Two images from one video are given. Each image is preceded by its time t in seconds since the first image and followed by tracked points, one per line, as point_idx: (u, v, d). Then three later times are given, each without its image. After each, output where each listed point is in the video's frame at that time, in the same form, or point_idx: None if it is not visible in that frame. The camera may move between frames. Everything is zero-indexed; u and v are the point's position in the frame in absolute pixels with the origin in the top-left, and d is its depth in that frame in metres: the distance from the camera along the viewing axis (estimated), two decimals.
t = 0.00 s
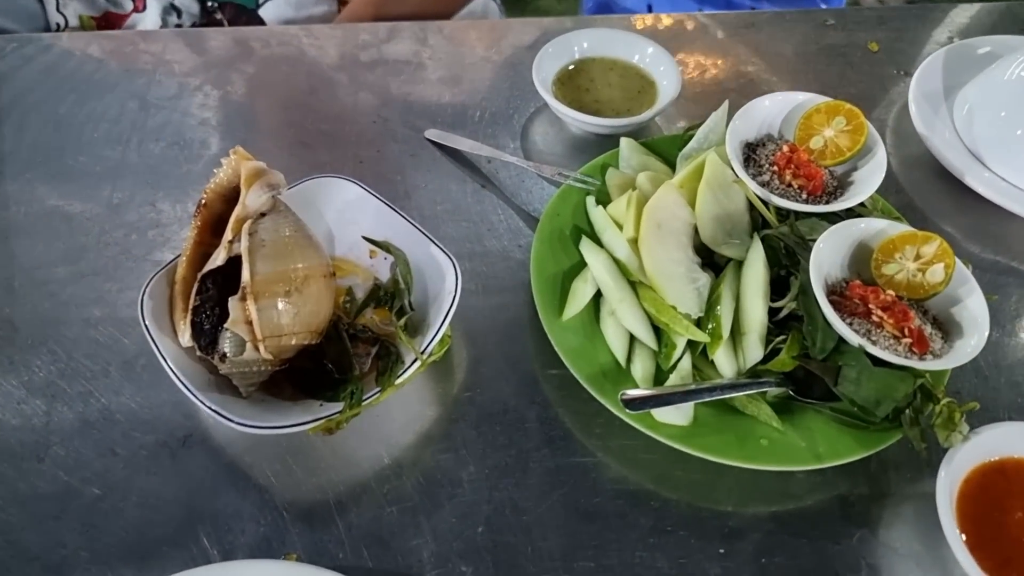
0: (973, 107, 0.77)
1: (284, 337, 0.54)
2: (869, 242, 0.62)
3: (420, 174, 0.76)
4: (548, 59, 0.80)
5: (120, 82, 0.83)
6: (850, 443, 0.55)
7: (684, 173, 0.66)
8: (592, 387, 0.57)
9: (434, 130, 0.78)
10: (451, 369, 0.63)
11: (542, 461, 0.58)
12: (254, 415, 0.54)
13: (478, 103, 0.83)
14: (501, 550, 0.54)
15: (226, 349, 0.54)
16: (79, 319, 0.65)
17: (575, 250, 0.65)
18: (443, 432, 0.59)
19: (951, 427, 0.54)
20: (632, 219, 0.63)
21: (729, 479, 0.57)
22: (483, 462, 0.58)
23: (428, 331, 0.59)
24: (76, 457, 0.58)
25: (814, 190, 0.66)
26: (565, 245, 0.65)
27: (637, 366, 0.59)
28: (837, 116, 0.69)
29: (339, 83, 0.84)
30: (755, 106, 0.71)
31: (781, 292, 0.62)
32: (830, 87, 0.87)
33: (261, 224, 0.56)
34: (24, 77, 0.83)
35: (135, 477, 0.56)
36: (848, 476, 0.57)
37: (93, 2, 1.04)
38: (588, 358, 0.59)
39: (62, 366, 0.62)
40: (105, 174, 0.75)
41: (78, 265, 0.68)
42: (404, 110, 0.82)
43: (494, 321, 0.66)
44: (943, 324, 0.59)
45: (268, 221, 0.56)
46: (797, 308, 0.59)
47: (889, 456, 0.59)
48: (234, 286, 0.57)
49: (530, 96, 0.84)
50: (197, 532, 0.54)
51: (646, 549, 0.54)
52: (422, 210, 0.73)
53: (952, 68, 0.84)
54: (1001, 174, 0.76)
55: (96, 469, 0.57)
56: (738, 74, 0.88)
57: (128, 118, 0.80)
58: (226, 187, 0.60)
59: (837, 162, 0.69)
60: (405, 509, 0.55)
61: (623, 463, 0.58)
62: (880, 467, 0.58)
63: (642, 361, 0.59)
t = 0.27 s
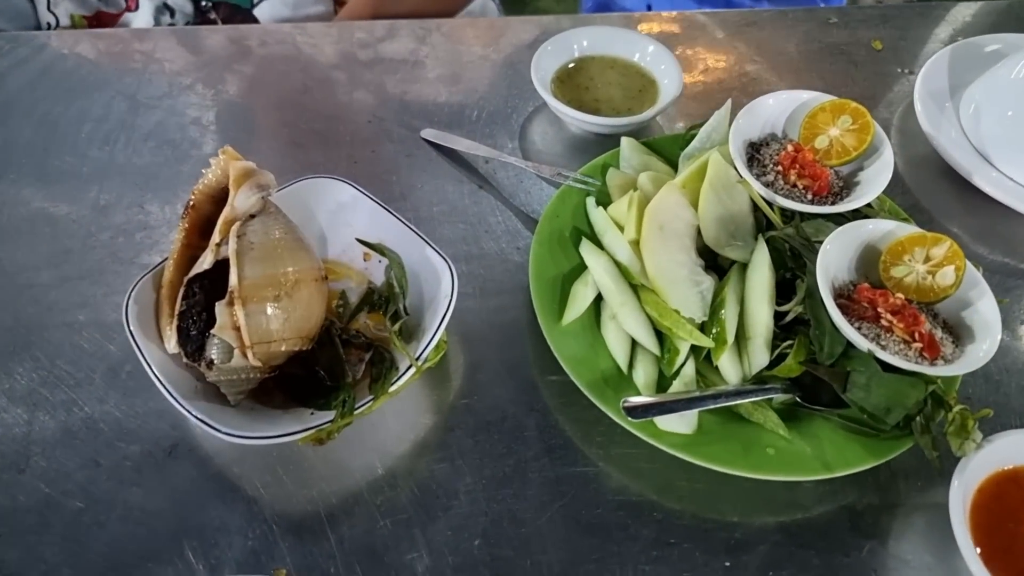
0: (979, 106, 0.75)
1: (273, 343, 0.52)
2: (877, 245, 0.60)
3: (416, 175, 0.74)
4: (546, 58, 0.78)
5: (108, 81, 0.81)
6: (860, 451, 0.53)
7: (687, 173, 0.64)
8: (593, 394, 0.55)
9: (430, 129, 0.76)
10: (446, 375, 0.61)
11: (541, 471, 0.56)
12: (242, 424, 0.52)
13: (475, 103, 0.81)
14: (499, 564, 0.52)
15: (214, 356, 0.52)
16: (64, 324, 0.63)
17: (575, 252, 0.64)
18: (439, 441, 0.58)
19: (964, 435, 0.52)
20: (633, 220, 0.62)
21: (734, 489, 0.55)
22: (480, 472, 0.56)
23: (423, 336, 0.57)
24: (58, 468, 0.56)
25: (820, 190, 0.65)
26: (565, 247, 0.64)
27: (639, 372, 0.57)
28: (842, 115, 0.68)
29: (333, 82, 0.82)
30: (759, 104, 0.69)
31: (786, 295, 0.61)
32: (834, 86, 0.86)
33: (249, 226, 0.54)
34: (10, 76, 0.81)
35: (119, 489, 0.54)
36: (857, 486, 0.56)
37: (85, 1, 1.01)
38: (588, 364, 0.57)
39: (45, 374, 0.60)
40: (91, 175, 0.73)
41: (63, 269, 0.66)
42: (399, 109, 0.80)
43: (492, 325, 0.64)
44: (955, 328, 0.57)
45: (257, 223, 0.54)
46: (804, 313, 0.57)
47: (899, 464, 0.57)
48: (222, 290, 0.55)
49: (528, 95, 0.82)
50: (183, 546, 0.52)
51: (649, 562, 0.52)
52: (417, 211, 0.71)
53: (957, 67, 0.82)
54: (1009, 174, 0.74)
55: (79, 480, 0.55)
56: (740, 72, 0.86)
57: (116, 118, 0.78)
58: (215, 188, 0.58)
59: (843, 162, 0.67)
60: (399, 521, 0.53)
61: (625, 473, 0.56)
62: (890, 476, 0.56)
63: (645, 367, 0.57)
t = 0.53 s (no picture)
0: (985, 106, 0.74)
1: (261, 348, 0.51)
2: (883, 247, 0.59)
3: (411, 176, 0.72)
4: (544, 56, 0.76)
5: (96, 81, 0.79)
6: (869, 460, 0.52)
7: (688, 173, 0.62)
8: (592, 401, 0.53)
9: (426, 130, 0.75)
10: (441, 381, 0.59)
11: (539, 480, 0.54)
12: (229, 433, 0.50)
13: (471, 103, 0.79)
14: None
15: (200, 363, 0.50)
16: (46, 329, 0.61)
17: (574, 254, 0.62)
18: (434, 450, 0.56)
19: (977, 442, 0.50)
20: (634, 222, 0.60)
21: (739, 499, 0.54)
22: (476, 482, 0.54)
23: (417, 342, 0.55)
24: (38, 479, 0.54)
25: (824, 191, 0.63)
26: (564, 249, 0.62)
27: (641, 378, 0.55)
28: (847, 114, 0.66)
29: (326, 82, 0.80)
30: (762, 104, 0.68)
31: (791, 299, 0.59)
32: (836, 86, 0.84)
33: (237, 228, 0.52)
34: None
35: (101, 501, 0.53)
36: (866, 495, 0.54)
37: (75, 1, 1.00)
38: (588, 370, 0.55)
39: (26, 381, 0.58)
40: (77, 177, 0.71)
41: (46, 273, 0.64)
42: (393, 110, 0.78)
43: (488, 330, 0.62)
44: (965, 332, 0.56)
45: (244, 225, 0.52)
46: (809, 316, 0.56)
47: (908, 473, 0.55)
48: (208, 294, 0.53)
49: (525, 96, 0.81)
50: (168, 560, 0.50)
51: None
52: (412, 213, 0.69)
53: (962, 66, 0.81)
54: (1014, 174, 0.73)
55: (60, 492, 0.53)
56: (740, 73, 0.85)
57: (103, 118, 0.76)
58: (202, 189, 0.57)
59: (847, 162, 0.66)
60: (392, 534, 0.52)
61: (626, 483, 0.54)
62: (900, 485, 0.55)
63: (646, 373, 0.55)
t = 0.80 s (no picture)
0: (989, 104, 0.72)
1: (247, 354, 0.49)
2: (890, 247, 0.57)
3: (404, 177, 0.70)
4: (541, 54, 0.75)
5: (81, 80, 0.77)
6: (879, 468, 0.50)
7: (689, 173, 0.61)
8: (592, 407, 0.52)
9: (420, 129, 0.73)
10: (435, 387, 0.57)
11: (537, 490, 0.52)
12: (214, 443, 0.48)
13: (466, 103, 0.78)
14: None
15: (184, 369, 0.48)
16: (27, 335, 0.59)
17: (572, 256, 0.60)
18: (428, 459, 0.54)
19: (990, 449, 0.49)
20: (634, 222, 0.58)
21: (744, 509, 0.52)
22: (472, 492, 0.52)
23: (410, 347, 0.53)
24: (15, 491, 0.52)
25: (828, 191, 0.62)
26: (561, 251, 0.60)
27: (642, 383, 0.53)
28: (851, 112, 0.65)
29: (317, 81, 0.78)
30: (763, 101, 0.66)
31: (796, 301, 0.57)
32: (838, 85, 0.83)
33: (223, 229, 0.50)
34: None
35: (82, 514, 0.51)
36: (876, 504, 0.52)
37: (64, 1, 0.98)
38: (587, 376, 0.53)
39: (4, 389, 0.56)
40: (61, 178, 0.69)
41: (27, 277, 0.62)
42: (386, 109, 0.76)
43: (484, 335, 0.60)
44: (976, 334, 0.54)
45: (230, 226, 0.50)
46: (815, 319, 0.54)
47: (919, 480, 0.53)
48: (193, 298, 0.51)
49: (521, 95, 0.79)
50: None
51: None
52: (405, 215, 0.68)
53: (965, 64, 0.79)
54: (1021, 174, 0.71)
55: (38, 504, 0.51)
56: (740, 71, 0.83)
57: (88, 118, 0.74)
58: (188, 189, 0.55)
59: (852, 161, 0.64)
60: (384, 547, 0.50)
61: (627, 492, 0.53)
62: (910, 493, 0.53)
63: (647, 378, 0.54)
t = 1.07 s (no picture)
0: (988, 110, 0.72)
1: (245, 366, 0.48)
2: (892, 254, 0.57)
3: (402, 188, 0.70)
4: (538, 65, 0.75)
5: (80, 95, 0.77)
6: (884, 477, 0.49)
7: (688, 182, 0.61)
8: (593, 418, 0.51)
9: (418, 141, 0.73)
10: (434, 399, 0.57)
11: (538, 503, 0.52)
12: (212, 456, 0.48)
13: (464, 114, 0.78)
14: None
15: (182, 382, 0.48)
16: (23, 348, 0.59)
17: (571, 266, 0.60)
18: (427, 472, 0.53)
19: (997, 457, 0.48)
20: (633, 232, 0.58)
21: (749, 520, 0.51)
22: (472, 505, 0.52)
23: (408, 357, 0.53)
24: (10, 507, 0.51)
25: (828, 198, 0.61)
26: (560, 261, 0.60)
27: (643, 393, 0.53)
28: (849, 119, 0.64)
29: (315, 94, 0.78)
30: (762, 110, 0.66)
31: (797, 310, 0.57)
32: (836, 94, 0.83)
33: (221, 241, 0.50)
34: None
35: (78, 530, 0.50)
36: (883, 514, 0.51)
37: (64, 19, 0.98)
38: (588, 386, 0.53)
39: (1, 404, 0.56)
40: (59, 192, 0.69)
41: (25, 291, 0.62)
42: (384, 121, 0.76)
43: (483, 345, 0.60)
44: (980, 341, 0.53)
45: (228, 238, 0.50)
46: (818, 327, 0.53)
47: (926, 490, 0.53)
48: (190, 310, 0.51)
49: (519, 106, 0.79)
50: None
51: None
52: (403, 226, 0.67)
53: (963, 72, 0.79)
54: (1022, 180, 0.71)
55: (33, 520, 0.50)
56: (738, 81, 0.83)
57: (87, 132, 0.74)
58: (185, 201, 0.55)
59: (851, 169, 0.64)
60: (383, 561, 0.49)
61: (630, 504, 0.52)
62: (916, 502, 0.52)
63: (648, 388, 0.53)
